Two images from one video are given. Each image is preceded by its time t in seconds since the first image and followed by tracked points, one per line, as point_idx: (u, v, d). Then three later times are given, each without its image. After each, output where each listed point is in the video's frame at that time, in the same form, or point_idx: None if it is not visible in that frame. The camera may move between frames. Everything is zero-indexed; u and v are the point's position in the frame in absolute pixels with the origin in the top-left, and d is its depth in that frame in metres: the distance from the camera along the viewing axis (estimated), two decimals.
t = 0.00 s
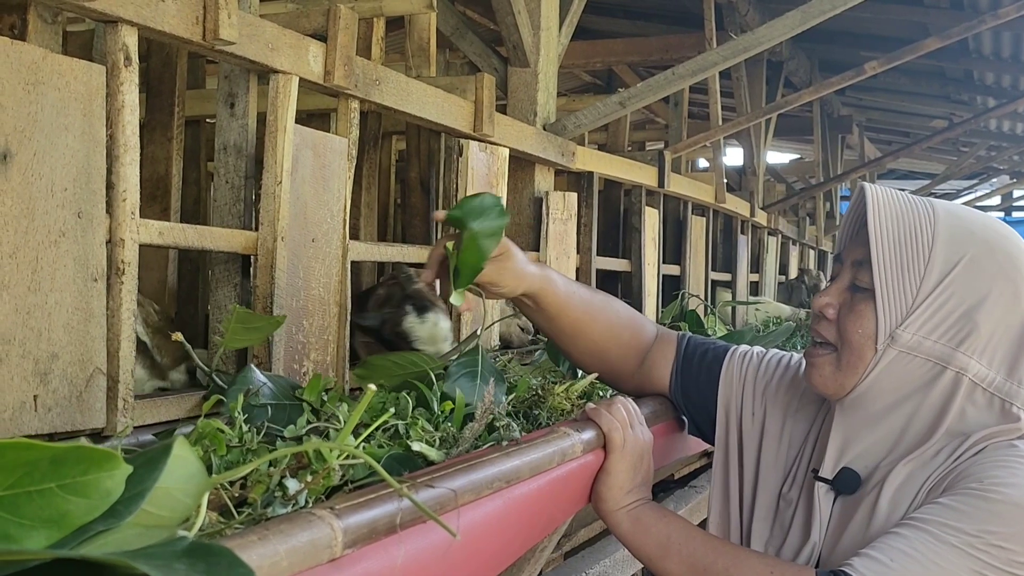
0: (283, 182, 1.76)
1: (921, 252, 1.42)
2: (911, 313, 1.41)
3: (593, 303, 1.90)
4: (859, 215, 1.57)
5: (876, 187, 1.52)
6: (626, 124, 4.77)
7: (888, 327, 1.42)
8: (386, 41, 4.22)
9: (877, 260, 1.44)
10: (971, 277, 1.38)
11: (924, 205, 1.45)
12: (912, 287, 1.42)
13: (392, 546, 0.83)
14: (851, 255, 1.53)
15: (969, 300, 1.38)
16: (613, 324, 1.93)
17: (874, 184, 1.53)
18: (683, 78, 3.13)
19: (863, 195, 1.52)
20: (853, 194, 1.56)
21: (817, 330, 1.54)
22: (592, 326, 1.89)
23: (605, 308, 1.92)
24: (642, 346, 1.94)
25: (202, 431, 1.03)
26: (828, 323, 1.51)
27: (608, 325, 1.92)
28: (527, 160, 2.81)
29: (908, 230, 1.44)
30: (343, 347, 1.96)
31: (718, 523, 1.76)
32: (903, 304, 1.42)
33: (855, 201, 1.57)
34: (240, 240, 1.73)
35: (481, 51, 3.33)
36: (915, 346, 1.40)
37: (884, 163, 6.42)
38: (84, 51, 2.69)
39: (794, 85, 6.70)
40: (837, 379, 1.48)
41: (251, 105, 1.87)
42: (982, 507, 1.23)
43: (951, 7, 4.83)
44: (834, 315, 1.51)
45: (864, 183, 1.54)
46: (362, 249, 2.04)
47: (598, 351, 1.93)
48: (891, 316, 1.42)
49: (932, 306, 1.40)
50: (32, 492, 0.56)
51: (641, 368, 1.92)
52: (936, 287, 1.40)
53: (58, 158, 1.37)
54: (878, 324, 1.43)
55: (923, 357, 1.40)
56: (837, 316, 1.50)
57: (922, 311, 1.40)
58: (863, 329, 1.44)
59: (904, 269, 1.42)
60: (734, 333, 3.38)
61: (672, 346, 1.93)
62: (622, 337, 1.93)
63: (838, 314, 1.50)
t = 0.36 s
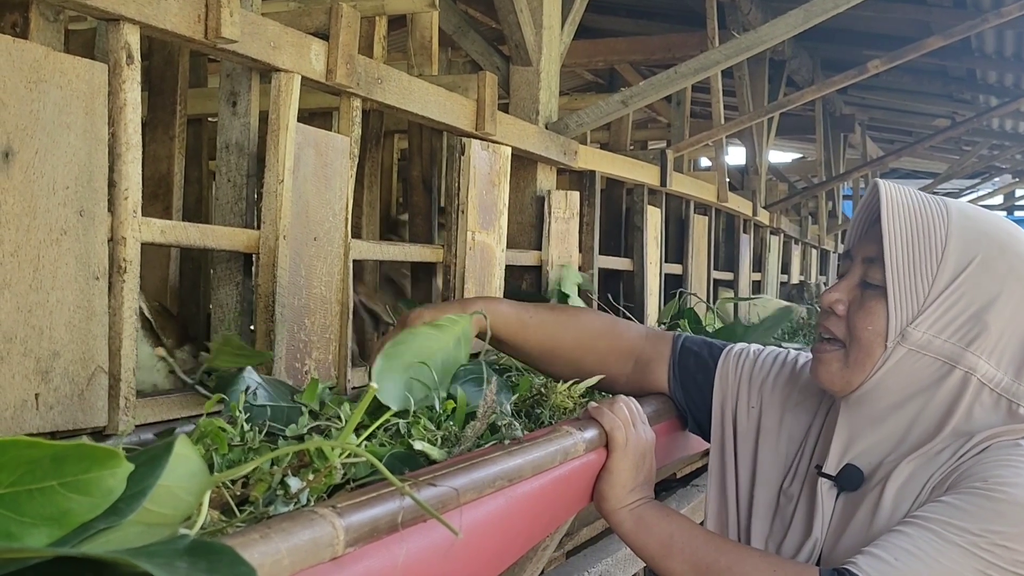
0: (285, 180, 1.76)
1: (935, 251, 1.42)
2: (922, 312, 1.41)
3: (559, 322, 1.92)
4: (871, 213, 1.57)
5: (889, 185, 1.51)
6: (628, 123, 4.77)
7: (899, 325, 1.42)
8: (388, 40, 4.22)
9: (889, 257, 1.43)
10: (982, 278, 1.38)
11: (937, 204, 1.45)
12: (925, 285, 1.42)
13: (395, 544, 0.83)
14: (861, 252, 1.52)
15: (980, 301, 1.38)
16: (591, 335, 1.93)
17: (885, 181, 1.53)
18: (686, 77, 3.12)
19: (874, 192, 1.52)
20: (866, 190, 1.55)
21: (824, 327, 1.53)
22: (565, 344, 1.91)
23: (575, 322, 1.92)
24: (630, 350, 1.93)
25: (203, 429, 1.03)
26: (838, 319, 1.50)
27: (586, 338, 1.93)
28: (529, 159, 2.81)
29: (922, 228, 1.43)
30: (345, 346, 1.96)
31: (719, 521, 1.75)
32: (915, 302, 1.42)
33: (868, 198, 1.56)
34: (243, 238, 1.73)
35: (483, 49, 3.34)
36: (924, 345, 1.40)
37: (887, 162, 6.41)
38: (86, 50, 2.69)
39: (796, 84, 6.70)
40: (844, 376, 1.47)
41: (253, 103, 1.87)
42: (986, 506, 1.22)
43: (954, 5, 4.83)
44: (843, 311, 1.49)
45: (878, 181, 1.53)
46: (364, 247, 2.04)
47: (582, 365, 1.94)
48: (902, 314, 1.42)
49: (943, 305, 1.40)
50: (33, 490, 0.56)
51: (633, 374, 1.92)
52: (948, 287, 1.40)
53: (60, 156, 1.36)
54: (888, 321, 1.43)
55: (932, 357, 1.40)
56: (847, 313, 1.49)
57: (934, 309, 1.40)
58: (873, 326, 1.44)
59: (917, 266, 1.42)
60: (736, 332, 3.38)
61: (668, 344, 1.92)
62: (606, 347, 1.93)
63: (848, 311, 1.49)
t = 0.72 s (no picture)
0: (287, 178, 1.75)
1: (940, 249, 1.41)
2: (930, 309, 1.40)
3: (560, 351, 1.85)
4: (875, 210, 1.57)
5: (894, 181, 1.50)
6: (630, 121, 4.76)
7: (907, 323, 1.41)
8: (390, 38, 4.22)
9: (896, 254, 1.43)
10: (988, 276, 1.38)
11: (940, 200, 1.44)
12: (932, 283, 1.41)
13: (396, 541, 0.82)
14: (865, 249, 1.52)
15: (986, 298, 1.38)
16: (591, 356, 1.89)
17: (890, 178, 1.52)
18: (688, 75, 3.12)
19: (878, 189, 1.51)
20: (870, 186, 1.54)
21: (830, 323, 1.52)
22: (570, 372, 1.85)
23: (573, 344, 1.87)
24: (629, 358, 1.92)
25: (205, 427, 1.03)
26: (843, 316, 1.49)
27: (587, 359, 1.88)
28: (531, 157, 2.81)
29: (926, 226, 1.43)
30: (347, 343, 1.96)
31: (722, 519, 1.75)
32: (923, 299, 1.41)
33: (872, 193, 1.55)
34: (245, 236, 1.73)
35: (485, 48, 3.27)
36: (931, 343, 1.39)
37: (889, 161, 6.40)
38: (88, 48, 2.69)
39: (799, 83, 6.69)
40: (850, 372, 1.47)
41: (254, 101, 1.87)
42: (990, 502, 1.22)
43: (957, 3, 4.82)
44: (848, 309, 1.48)
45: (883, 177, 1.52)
46: (366, 245, 2.04)
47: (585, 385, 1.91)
48: (910, 312, 1.41)
49: (950, 303, 1.40)
50: (34, 486, 0.56)
51: (635, 383, 1.91)
52: (954, 284, 1.40)
53: (62, 154, 1.36)
54: (897, 319, 1.42)
55: (939, 354, 1.40)
56: (853, 310, 1.47)
57: (941, 308, 1.39)
58: (881, 323, 1.43)
59: (924, 264, 1.41)
60: (738, 330, 3.37)
61: (667, 345, 1.91)
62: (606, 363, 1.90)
63: (854, 308, 1.47)
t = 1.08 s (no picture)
0: (289, 179, 1.75)
1: (964, 261, 1.40)
2: (957, 323, 1.39)
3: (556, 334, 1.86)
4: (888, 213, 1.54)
5: (910, 189, 1.47)
6: (632, 122, 4.76)
7: (934, 335, 1.39)
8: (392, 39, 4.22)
9: (923, 268, 1.40)
10: (1010, 288, 1.39)
11: (961, 209, 1.42)
12: (957, 295, 1.39)
13: (398, 544, 0.82)
14: (882, 260, 1.48)
15: (1005, 310, 1.39)
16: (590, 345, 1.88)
17: (904, 185, 1.48)
18: (691, 76, 3.12)
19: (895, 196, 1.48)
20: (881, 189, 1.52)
21: (846, 334, 1.46)
22: (565, 356, 1.85)
23: (574, 331, 1.87)
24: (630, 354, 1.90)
25: (208, 430, 1.03)
26: (861, 328, 1.44)
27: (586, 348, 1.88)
28: (533, 159, 2.81)
29: (948, 236, 1.41)
30: (349, 345, 1.96)
31: (722, 520, 1.74)
32: (950, 310, 1.39)
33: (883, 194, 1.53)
34: (246, 238, 1.73)
35: (487, 49, 3.27)
36: (955, 356, 1.39)
37: (891, 161, 6.39)
38: (90, 49, 2.70)
39: (800, 83, 6.68)
40: (869, 385, 1.44)
41: (257, 103, 1.88)
42: (992, 505, 1.22)
43: (959, 3, 4.81)
44: (867, 321, 1.44)
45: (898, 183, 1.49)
46: (368, 247, 2.04)
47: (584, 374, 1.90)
48: (937, 325, 1.39)
49: (975, 316, 1.39)
50: (37, 491, 0.56)
51: (635, 379, 1.90)
52: (978, 297, 1.39)
53: (64, 156, 1.36)
54: (922, 333, 1.40)
55: (960, 366, 1.39)
56: (873, 322, 1.43)
57: (968, 320, 1.38)
58: (905, 337, 1.40)
59: (949, 275, 1.39)
60: (740, 331, 3.37)
61: (668, 346, 1.90)
62: (606, 354, 1.89)
63: (874, 321, 1.43)
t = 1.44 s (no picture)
0: (289, 177, 1.74)
1: (968, 260, 1.39)
2: (960, 322, 1.38)
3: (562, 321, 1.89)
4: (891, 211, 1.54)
5: (915, 188, 1.47)
6: (632, 121, 4.76)
7: (937, 335, 1.38)
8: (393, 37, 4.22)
9: (926, 266, 1.40)
10: (1014, 288, 1.38)
11: (967, 209, 1.42)
12: (961, 294, 1.39)
13: (399, 542, 0.82)
14: (885, 258, 1.48)
15: (1009, 310, 1.39)
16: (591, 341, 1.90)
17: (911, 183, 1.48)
18: (691, 74, 3.11)
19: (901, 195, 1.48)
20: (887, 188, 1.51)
21: (848, 332, 1.46)
22: (567, 347, 1.87)
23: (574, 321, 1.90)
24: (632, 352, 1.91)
25: (210, 429, 1.03)
26: (864, 326, 1.44)
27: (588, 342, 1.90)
28: (533, 157, 2.81)
29: (952, 235, 1.41)
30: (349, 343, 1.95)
31: (723, 520, 1.74)
32: (954, 309, 1.38)
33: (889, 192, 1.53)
34: (246, 236, 1.73)
35: (487, 47, 3.26)
36: (958, 355, 1.38)
37: (892, 160, 6.38)
38: (90, 47, 2.69)
39: (801, 81, 6.68)
40: (871, 383, 1.43)
41: (257, 101, 1.88)
42: (993, 505, 1.21)
43: (960, 2, 4.80)
44: (870, 318, 1.44)
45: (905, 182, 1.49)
46: (368, 245, 2.04)
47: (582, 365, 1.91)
48: (940, 323, 1.38)
49: (979, 315, 1.38)
50: (36, 488, 0.55)
51: (633, 375, 1.90)
52: (983, 296, 1.38)
53: (63, 154, 1.36)
54: (926, 332, 1.39)
55: (963, 365, 1.39)
56: (876, 320, 1.43)
57: (972, 320, 1.37)
58: (909, 335, 1.40)
59: (953, 274, 1.39)
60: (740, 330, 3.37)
61: (670, 345, 1.90)
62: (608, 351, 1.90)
63: (876, 319, 1.44)
